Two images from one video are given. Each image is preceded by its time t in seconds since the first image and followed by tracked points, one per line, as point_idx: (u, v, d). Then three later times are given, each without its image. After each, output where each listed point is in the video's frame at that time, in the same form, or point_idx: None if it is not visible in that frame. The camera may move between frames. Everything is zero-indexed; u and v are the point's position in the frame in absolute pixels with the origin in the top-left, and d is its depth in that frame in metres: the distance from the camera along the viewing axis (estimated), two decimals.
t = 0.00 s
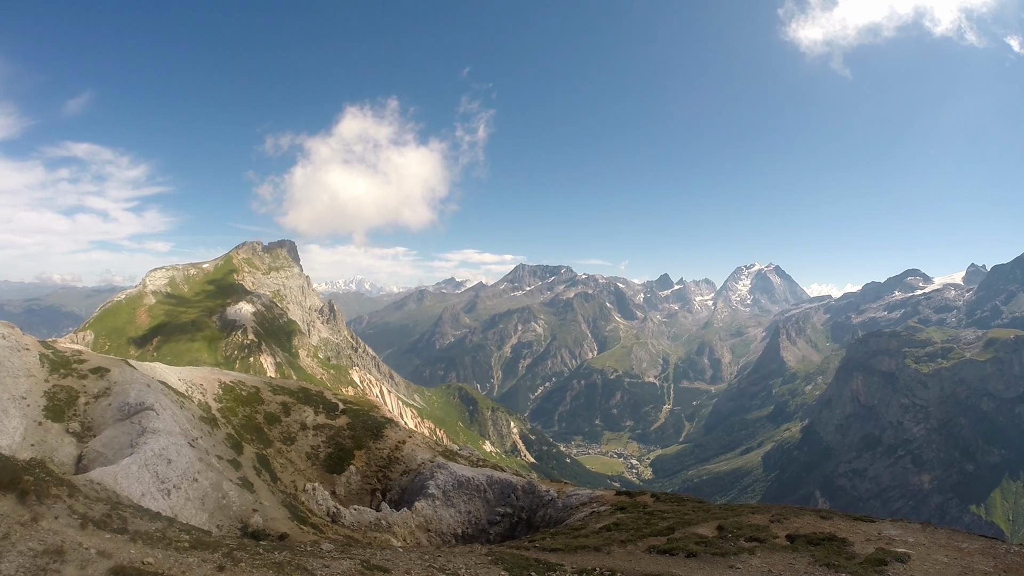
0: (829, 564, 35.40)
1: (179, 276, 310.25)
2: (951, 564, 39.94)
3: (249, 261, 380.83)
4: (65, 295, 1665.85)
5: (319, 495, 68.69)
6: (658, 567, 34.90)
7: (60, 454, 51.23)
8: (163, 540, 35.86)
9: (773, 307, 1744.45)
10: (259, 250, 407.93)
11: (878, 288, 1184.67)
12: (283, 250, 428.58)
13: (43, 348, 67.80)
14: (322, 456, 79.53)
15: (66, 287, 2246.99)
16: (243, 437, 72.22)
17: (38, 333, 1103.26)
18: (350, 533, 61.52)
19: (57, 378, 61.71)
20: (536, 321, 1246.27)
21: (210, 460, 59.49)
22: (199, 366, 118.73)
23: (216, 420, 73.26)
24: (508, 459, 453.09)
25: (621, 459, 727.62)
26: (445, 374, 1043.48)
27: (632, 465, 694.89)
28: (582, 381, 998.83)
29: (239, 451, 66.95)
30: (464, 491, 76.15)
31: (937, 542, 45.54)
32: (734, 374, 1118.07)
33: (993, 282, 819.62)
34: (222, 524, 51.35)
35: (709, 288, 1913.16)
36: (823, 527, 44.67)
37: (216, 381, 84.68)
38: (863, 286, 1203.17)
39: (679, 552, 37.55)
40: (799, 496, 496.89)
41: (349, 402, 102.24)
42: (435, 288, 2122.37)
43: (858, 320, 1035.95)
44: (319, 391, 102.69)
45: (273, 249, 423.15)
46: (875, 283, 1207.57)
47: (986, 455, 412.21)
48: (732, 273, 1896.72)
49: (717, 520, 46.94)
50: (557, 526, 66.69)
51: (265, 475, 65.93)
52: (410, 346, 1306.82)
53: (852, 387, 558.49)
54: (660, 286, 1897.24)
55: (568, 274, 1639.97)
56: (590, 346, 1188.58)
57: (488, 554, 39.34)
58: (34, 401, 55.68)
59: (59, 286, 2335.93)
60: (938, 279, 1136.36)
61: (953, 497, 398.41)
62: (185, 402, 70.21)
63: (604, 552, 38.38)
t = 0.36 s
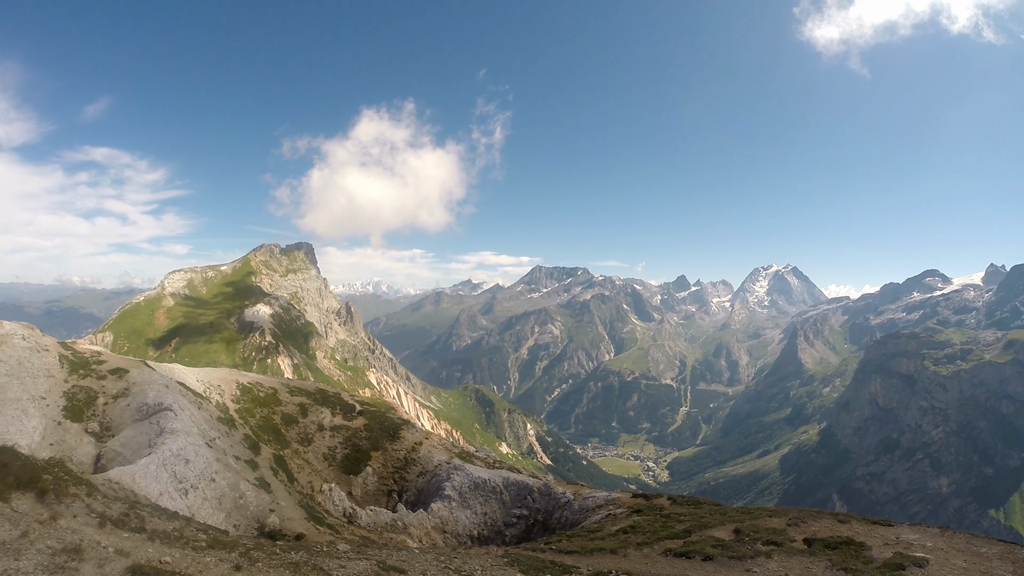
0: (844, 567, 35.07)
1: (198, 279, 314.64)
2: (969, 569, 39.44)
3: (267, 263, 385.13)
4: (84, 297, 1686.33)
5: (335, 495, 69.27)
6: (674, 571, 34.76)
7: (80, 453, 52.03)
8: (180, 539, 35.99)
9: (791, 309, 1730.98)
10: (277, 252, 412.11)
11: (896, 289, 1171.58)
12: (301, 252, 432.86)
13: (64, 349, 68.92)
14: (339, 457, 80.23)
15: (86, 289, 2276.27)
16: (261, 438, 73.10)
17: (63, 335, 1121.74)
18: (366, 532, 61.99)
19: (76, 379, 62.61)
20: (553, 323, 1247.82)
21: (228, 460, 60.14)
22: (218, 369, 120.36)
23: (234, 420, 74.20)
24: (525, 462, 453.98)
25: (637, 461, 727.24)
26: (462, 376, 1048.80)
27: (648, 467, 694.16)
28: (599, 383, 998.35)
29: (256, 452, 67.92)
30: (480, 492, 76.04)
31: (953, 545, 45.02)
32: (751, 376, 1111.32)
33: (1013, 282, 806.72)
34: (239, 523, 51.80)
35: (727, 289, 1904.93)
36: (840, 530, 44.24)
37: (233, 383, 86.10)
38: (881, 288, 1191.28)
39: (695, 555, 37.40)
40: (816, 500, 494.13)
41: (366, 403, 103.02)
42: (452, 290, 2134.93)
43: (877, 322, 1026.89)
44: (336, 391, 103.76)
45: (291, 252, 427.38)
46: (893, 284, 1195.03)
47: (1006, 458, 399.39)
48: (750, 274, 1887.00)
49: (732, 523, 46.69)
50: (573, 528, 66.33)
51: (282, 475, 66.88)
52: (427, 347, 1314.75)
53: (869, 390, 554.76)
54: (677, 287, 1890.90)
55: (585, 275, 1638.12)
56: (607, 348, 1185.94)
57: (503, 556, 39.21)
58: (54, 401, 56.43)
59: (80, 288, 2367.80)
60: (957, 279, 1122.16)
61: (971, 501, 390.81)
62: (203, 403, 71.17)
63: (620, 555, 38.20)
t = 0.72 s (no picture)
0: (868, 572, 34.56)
1: (220, 278, 318.91)
2: None
3: (289, 263, 389.71)
4: (112, 296, 1720.38)
5: (354, 493, 69.81)
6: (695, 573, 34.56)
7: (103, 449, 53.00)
8: (201, 535, 36.28)
9: (814, 310, 1713.94)
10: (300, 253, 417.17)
11: (919, 291, 1155.56)
12: (322, 253, 437.72)
13: (87, 347, 70.10)
14: (359, 455, 80.75)
15: (110, 288, 2311.07)
16: (282, 436, 74.00)
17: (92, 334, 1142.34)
18: (385, 531, 62.15)
19: (100, 376, 63.70)
20: (574, 324, 1247.58)
21: (249, 457, 60.84)
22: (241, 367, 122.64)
23: (255, 419, 75.20)
24: (545, 462, 453.68)
25: (657, 463, 726.02)
26: (482, 376, 1054.47)
27: (668, 469, 692.18)
28: (619, 383, 997.09)
29: (277, 450, 68.69)
30: (499, 493, 75.74)
31: (977, 552, 44.06)
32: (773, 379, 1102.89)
33: None
34: (259, 520, 52.03)
35: (748, 290, 1894.32)
36: (861, 536, 43.68)
37: (255, 381, 87.45)
38: (903, 289, 1174.82)
39: (714, 558, 37.13)
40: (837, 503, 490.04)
41: (387, 403, 103.67)
42: (473, 290, 2149.39)
43: (900, 324, 1014.65)
44: (356, 391, 104.88)
45: (313, 252, 432.38)
46: (916, 285, 1179.17)
47: None
48: (772, 275, 1873.48)
49: (753, 526, 46.26)
50: (592, 529, 65.88)
51: (302, 473, 67.57)
52: (448, 347, 1324.43)
53: (892, 393, 548.84)
54: (698, 288, 1884.08)
55: (606, 275, 1633.48)
56: (628, 348, 1183.77)
57: (522, 556, 39.32)
58: (80, 398, 57.66)
59: (105, 286, 2416.50)
60: (983, 280, 1102.38)
61: (994, 507, 384.22)
62: (225, 401, 72.22)
63: (639, 557, 38.06)
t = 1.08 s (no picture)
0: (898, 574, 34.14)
1: (246, 275, 323.33)
2: None
3: (314, 259, 395.72)
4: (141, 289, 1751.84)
5: (378, 487, 70.67)
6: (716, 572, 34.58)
7: (130, 441, 54.16)
8: (225, 527, 36.63)
9: (840, 308, 1694.31)
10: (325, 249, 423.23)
11: (947, 290, 1135.00)
12: (347, 249, 442.92)
13: (115, 341, 71.47)
14: (383, 450, 81.59)
15: (138, 283, 2356.77)
16: (307, 430, 75.14)
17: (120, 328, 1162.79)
18: (408, 525, 62.73)
19: (128, 370, 65.08)
20: (598, 321, 1246.48)
21: (274, 451, 61.62)
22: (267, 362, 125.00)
23: (280, 412, 76.45)
24: (567, 459, 454.34)
25: (680, 461, 725.57)
26: (506, 372, 1061.96)
27: (691, 467, 691.50)
28: (643, 381, 995.25)
29: (302, 443, 69.62)
30: (522, 489, 75.52)
31: (1007, 558, 42.93)
32: (798, 377, 1093.89)
33: None
34: (283, 512, 52.64)
35: (774, 288, 1876.25)
36: (885, 539, 43.11)
37: (281, 376, 88.99)
38: (930, 288, 1154.59)
39: (736, 558, 36.91)
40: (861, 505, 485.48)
41: (411, 399, 104.49)
42: (498, 286, 2163.52)
43: (927, 323, 999.04)
44: (381, 386, 106.19)
45: (338, 248, 438.20)
46: (944, 284, 1158.53)
47: None
48: (798, 273, 1853.22)
49: (776, 527, 45.92)
50: (614, 526, 65.52)
51: (326, 467, 68.45)
52: (472, 344, 1336.48)
53: (917, 394, 543.29)
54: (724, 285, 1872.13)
55: (631, 272, 1620.53)
56: (652, 346, 1180.04)
57: (543, 552, 39.55)
58: (108, 391, 58.88)
59: (134, 281, 2473.65)
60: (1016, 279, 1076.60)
61: (1019, 510, 366.73)
62: (250, 395, 73.43)
63: (660, 555, 38.04)
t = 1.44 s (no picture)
0: None
1: (274, 279, 328.18)
2: None
3: (341, 264, 401.77)
4: (165, 296, 1772.16)
5: (404, 491, 71.23)
6: None
7: (160, 443, 55.32)
8: (253, 528, 37.02)
9: (869, 311, 1673.20)
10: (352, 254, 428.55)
11: (978, 291, 1111.23)
12: (374, 254, 447.94)
13: (145, 345, 72.63)
14: (409, 453, 82.22)
15: (166, 287, 2415.23)
16: (333, 433, 76.55)
17: (148, 332, 1183.78)
18: (433, 528, 63.05)
19: (156, 373, 66.34)
20: (625, 324, 1247.34)
21: (301, 453, 62.30)
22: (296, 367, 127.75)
23: (307, 416, 77.57)
24: (593, 463, 454.78)
25: (707, 466, 722.14)
26: (533, 376, 1067.04)
27: (717, 472, 687.34)
28: (670, 385, 994.64)
29: (328, 446, 70.65)
30: (548, 493, 74.88)
31: None
32: (826, 381, 1082.51)
33: None
34: (309, 514, 53.20)
35: (801, 290, 1862.21)
36: (914, 545, 42.54)
37: (308, 379, 90.79)
38: (960, 289, 1130.39)
39: (762, 564, 36.55)
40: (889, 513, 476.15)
41: (437, 402, 105.25)
42: (524, 290, 2179.49)
43: (957, 325, 980.40)
44: (408, 390, 107.49)
45: (365, 253, 443.20)
46: (974, 285, 1134.95)
47: None
48: (825, 275, 1834.79)
49: (804, 533, 45.42)
50: (638, 531, 64.42)
51: (352, 470, 69.54)
52: (498, 348, 1348.09)
53: (948, 398, 536.46)
54: (751, 288, 1863.00)
55: (657, 275, 1609.38)
56: (679, 349, 1175.63)
57: (570, 557, 39.17)
58: (137, 394, 59.99)
59: (160, 286, 2531.05)
60: None
61: None
62: (278, 398, 74.76)
63: (688, 561, 37.83)
